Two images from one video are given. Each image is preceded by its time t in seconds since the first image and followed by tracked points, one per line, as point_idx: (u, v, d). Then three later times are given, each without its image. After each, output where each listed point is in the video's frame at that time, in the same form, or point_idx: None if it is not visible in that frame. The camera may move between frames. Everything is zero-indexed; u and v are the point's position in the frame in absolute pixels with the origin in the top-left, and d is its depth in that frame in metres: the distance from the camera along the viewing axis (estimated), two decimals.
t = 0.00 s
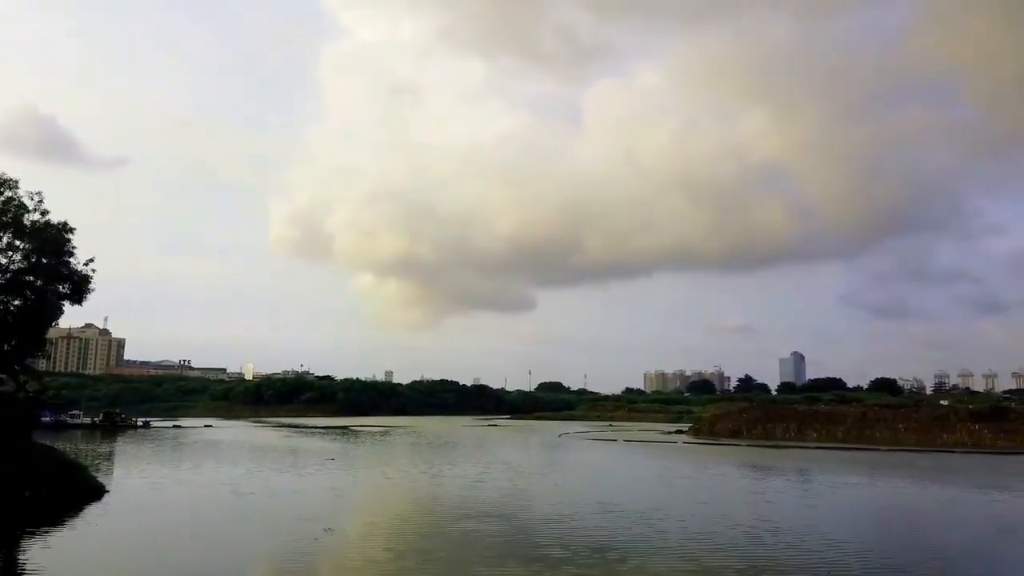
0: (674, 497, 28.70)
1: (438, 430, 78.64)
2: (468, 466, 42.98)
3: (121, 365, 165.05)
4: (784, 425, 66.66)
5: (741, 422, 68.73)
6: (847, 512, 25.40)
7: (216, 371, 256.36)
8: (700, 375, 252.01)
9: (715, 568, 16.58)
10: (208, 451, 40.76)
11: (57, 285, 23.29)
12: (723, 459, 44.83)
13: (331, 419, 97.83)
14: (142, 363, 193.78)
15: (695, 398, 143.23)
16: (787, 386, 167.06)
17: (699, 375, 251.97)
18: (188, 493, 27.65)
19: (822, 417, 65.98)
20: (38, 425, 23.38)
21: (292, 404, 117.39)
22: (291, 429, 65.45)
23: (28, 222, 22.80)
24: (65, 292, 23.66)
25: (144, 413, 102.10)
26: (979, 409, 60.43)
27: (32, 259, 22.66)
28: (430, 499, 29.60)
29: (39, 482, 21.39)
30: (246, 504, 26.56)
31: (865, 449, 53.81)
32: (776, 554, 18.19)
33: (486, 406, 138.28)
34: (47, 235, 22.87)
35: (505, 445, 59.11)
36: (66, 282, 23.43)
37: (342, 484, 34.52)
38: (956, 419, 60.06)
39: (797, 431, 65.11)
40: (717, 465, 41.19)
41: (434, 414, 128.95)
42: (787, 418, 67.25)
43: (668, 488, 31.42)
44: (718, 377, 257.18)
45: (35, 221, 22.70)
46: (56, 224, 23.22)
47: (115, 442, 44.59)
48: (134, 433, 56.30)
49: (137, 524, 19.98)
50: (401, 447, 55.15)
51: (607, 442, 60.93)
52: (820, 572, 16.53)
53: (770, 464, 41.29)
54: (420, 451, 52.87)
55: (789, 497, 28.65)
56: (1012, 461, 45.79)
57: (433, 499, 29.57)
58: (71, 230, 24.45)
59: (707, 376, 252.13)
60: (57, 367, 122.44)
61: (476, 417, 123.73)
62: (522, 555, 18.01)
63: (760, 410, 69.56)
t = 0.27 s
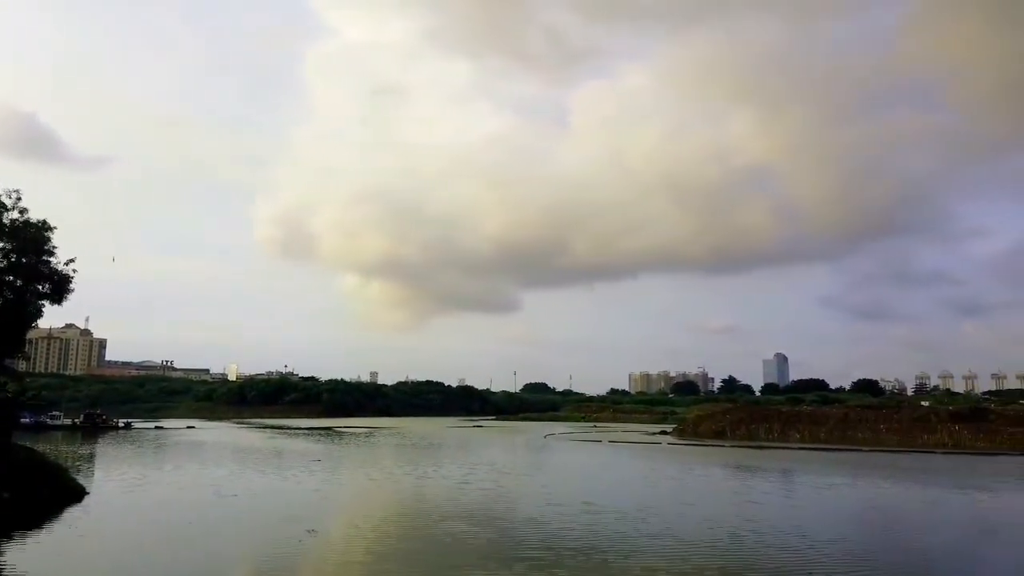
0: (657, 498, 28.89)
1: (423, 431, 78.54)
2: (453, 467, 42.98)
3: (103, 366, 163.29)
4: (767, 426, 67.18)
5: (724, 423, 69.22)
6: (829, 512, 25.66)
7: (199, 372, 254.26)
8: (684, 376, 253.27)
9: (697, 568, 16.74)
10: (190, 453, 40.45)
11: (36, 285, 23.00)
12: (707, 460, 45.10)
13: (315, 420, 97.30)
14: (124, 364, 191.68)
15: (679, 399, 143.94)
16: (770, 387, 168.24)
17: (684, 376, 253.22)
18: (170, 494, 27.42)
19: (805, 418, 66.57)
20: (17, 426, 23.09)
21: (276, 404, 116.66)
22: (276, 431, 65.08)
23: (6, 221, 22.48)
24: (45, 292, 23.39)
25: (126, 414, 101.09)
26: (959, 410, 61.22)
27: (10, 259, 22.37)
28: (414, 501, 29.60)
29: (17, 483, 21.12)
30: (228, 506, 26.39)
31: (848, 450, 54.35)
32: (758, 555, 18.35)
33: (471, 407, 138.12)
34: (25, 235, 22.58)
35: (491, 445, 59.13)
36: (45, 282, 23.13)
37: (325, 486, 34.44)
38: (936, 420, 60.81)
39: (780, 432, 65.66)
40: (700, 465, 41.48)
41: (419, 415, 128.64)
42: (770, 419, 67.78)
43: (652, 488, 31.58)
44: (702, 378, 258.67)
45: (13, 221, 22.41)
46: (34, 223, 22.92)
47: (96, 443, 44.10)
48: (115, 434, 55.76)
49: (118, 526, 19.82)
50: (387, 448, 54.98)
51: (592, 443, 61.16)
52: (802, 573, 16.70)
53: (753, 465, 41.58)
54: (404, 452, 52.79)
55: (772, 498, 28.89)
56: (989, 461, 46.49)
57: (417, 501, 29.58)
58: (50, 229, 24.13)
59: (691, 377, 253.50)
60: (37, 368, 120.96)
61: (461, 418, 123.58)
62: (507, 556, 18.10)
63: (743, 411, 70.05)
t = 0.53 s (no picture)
0: (640, 498, 29.08)
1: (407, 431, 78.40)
2: (436, 467, 42.92)
3: (82, 365, 161.22)
4: (748, 426, 67.73)
5: (707, 422, 69.69)
6: (810, 511, 25.96)
7: (180, 371, 251.61)
8: (667, 376, 254.40)
9: (676, 567, 16.91)
10: (171, 453, 40.10)
11: (13, 283, 22.68)
12: (690, 459, 45.40)
13: (298, 420, 96.75)
14: (104, 363, 189.30)
15: (663, 399, 144.71)
16: (753, 387, 169.36)
17: (667, 377, 254.35)
18: (150, 495, 27.20)
19: (786, 417, 67.23)
20: None
21: (258, 404, 115.85)
22: (258, 431, 64.66)
23: None
24: (22, 290, 23.08)
25: (105, 414, 99.92)
26: (937, 410, 62.15)
27: None
28: (397, 501, 29.55)
29: None
30: (209, 506, 26.24)
31: (828, 449, 54.98)
32: (739, 554, 18.54)
33: (455, 407, 137.92)
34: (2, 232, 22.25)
35: (474, 446, 59.15)
36: (23, 280, 22.84)
37: (308, 486, 34.29)
38: (915, 420, 61.68)
39: (761, 432, 66.22)
40: (683, 465, 41.77)
41: (403, 415, 128.28)
42: (752, 418, 68.38)
43: (635, 488, 31.76)
44: (686, 378, 260.11)
45: None
46: (12, 220, 22.61)
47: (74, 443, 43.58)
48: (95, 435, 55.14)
49: (96, 527, 19.63)
50: (369, 449, 54.79)
51: (576, 443, 61.33)
52: (781, 572, 16.90)
53: (735, 465, 41.93)
54: (388, 453, 52.65)
55: (754, 497, 29.18)
56: (965, 461, 47.22)
57: (400, 501, 29.53)
58: (28, 227, 23.81)
59: (675, 377, 254.87)
60: (15, 367, 119.26)
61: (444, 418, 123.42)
62: (489, 556, 18.17)
63: (726, 411, 70.56)
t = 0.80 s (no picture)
0: (626, 497, 29.15)
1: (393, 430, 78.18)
2: (422, 467, 42.79)
3: (63, 364, 159.23)
4: (733, 425, 68.15)
5: (692, 422, 70.03)
6: (795, 511, 26.10)
7: (163, 371, 249.18)
8: (653, 376, 255.29)
9: (663, 567, 16.96)
10: (153, 453, 39.68)
11: None
12: (676, 459, 45.56)
13: (283, 420, 96.14)
14: (86, 363, 187.14)
15: (648, 399, 145.25)
16: (737, 387, 170.26)
17: (652, 377, 255.24)
18: (132, 495, 26.93)
19: (770, 417, 67.70)
20: None
21: (243, 404, 115.00)
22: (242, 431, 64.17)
23: None
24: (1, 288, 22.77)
25: (87, 414, 98.76)
26: (919, 410, 62.88)
27: None
28: (383, 501, 29.44)
29: None
30: (192, 507, 26.00)
31: (811, 449, 55.43)
32: (724, 554, 18.62)
33: (441, 407, 137.62)
34: None
35: (460, 445, 59.06)
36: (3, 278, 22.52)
37: (293, 486, 34.10)
38: (897, 420, 62.34)
39: (746, 431, 66.63)
40: (669, 465, 41.91)
41: (389, 414, 127.83)
42: (737, 418, 68.80)
43: (621, 488, 31.83)
44: (671, 378, 261.21)
45: None
46: None
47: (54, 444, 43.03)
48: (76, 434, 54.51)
49: (78, 528, 19.40)
50: (355, 449, 54.53)
51: (562, 442, 61.39)
52: (765, 571, 16.98)
53: (720, 464, 42.14)
54: (374, 452, 52.43)
55: (740, 497, 29.29)
56: (947, 460, 47.75)
57: (386, 501, 29.43)
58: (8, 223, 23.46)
59: (660, 377, 255.88)
60: None
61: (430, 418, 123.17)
62: (476, 556, 18.14)
63: (711, 410, 70.94)
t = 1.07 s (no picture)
0: (613, 497, 29.26)
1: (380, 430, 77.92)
2: (409, 467, 42.73)
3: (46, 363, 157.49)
4: (719, 425, 68.53)
5: (679, 422, 70.35)
6: (782, 511, 26.24)
7: (147, 370, 247.02)
8: (639, 376, 256.10)
9: (650, 567, 17.06)
10: (137, 453, 39.38)
11: None
12: (663, 459, 45.69)
13: (270, 420, 95.59)
14: (69, 362, 185.23)
15: (635, 399, 145.69)
16: (724, 387, 171.15)
17: (639, 376, 256.05)
18: (116, 496, 26.73)
19: (756, 417, 68.14)
20: None
21: (229, 404, 114.24)
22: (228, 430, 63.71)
23: None
24: None
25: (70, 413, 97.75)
26: (903, 409, 63.51)
27: None
28: (369, 502, 29.42)
29: None
30: (178, 507, 25.84)
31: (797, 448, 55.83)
32: (711, 553, 18.72)
33: (428, 406, 137.37)
34: None
35: (447, 445, 59.01)
36: None
37: (279, 486, 33.96)
38: (881, 420, 62.95)
39: (732, 431, 67.04)
40: (656, 464, 42.10)
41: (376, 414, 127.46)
42: (722, 418, 69.19)
43: (609, 488, 31.94)
44: (658, 377, 262.31)
45: None
46: None
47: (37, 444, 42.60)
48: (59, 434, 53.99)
49: (62, 529, 19.24)
50: (342, 449, 54.35)
51: (549, 442, 61.48)
52: (752, 570, 17.08)
53: (707, 464, 42.35)
54: (361, 452, 52.31)
55: (727, 497, 29.41)
56: (930, 460, 48.26)
57: (373, 501, 29.40)
58: None
59: (647, 377, 256.76)
60: None
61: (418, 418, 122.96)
62: (464, 557, 18.16)
63: (697, 410, 71.30)
